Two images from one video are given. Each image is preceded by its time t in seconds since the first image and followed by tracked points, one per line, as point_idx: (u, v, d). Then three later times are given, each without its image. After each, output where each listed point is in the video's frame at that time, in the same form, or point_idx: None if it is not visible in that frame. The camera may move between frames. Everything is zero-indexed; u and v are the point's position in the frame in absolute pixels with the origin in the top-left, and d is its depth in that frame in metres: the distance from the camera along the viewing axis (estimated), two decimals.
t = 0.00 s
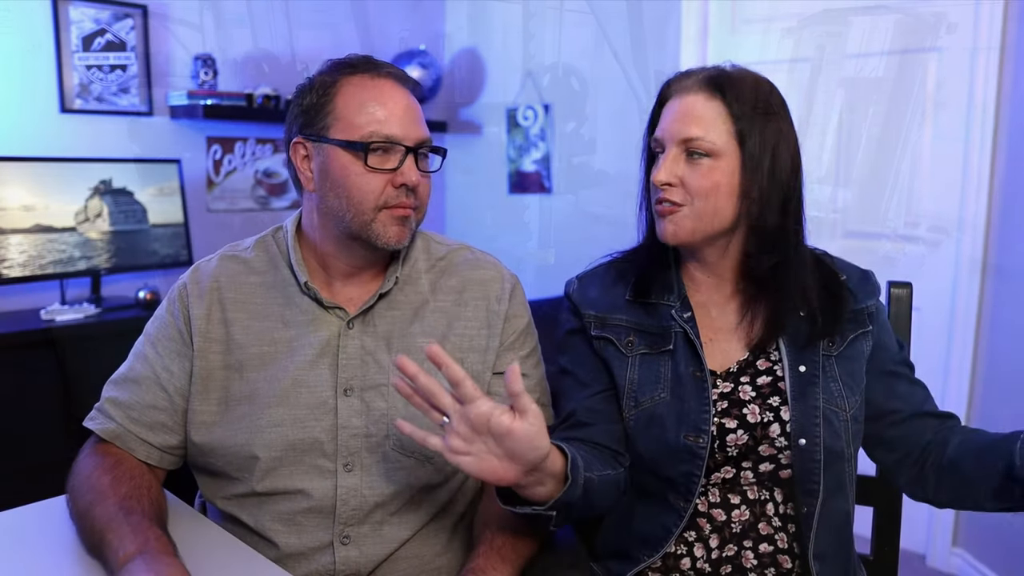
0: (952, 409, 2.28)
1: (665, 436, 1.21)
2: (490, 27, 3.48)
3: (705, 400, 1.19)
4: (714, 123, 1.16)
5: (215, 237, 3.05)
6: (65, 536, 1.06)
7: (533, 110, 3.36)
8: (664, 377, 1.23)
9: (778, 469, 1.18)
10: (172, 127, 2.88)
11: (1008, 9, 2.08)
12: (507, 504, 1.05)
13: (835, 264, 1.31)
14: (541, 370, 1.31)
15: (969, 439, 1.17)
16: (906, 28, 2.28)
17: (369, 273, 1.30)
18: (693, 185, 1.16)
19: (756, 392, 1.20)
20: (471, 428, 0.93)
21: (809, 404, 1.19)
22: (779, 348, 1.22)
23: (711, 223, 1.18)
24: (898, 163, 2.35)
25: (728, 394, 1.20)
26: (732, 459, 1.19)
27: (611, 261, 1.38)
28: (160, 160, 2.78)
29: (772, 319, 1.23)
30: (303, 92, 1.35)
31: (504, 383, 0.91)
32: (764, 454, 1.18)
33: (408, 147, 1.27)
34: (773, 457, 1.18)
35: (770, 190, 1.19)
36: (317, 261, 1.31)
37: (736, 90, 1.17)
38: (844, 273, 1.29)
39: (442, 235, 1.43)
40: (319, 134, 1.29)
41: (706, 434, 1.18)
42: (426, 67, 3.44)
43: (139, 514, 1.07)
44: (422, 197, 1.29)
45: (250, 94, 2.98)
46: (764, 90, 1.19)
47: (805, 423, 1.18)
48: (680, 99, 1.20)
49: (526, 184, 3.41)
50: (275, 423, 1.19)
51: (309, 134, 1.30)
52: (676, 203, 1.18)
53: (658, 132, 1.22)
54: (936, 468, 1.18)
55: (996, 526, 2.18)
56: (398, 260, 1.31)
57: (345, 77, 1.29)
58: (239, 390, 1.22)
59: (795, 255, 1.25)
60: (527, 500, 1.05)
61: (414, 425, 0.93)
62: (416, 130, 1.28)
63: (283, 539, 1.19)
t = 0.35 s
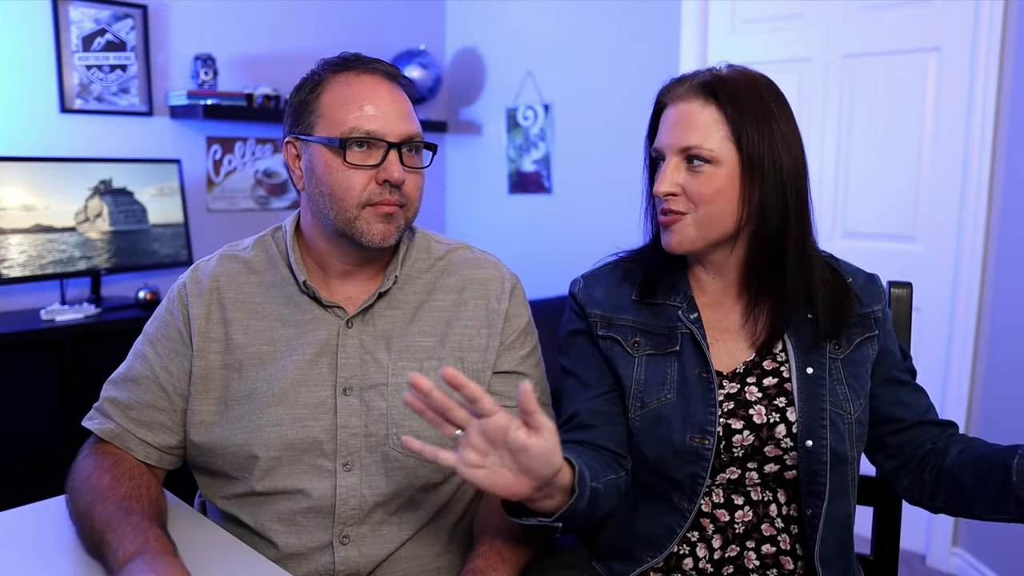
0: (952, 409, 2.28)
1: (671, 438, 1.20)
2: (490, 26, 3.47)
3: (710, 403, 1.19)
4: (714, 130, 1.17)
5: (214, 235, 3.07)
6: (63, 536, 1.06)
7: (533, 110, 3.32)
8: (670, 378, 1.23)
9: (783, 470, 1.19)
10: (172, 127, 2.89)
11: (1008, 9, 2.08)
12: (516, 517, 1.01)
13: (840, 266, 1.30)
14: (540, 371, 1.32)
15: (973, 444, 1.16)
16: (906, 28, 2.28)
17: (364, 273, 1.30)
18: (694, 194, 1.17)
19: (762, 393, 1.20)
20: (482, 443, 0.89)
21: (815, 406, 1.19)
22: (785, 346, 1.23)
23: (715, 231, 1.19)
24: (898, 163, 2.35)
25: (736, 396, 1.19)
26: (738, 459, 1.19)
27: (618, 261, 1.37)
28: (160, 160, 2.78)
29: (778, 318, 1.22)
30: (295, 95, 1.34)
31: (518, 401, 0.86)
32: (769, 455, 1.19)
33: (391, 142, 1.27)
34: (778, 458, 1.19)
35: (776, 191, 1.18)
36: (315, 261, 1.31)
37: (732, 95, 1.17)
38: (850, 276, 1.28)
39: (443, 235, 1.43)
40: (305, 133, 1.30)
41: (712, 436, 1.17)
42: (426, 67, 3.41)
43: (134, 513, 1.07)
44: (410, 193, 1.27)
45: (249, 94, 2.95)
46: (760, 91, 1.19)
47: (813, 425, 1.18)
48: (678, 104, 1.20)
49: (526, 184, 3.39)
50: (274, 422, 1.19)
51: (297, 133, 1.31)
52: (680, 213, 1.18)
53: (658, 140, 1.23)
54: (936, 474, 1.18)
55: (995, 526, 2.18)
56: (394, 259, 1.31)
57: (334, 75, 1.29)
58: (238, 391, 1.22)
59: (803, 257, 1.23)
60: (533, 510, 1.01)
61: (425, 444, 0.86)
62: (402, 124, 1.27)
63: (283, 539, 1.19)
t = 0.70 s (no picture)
0: (952, 409, 2.28)
1: (669, 443, 1.20)
2: (489, 27, 3.47)
3: (709, 406, 1.19)
4: (741, 125, 1.17)
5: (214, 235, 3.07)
6: (64, 536, 1.06)
7: (533, 110, 3.32)
8: (667, 383, 1.22)
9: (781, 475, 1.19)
10: (172, 127, 2.89)
11: (1008, 9, 2.08)
12: (627, 564, 1.05)
13: (833, 266, 1.29)
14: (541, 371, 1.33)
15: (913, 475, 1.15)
16: (906, 28, 2.28)
17: (364, 276, 1.29)
18: (730, 189, 1.16)
19: (759, 398, 1.20)
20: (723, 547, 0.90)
21: (809, 409, 1.18)
22: (776, 345, 1.22)
23: (744, 228, 1.18)
24: (898, 163, 2.35)
25: (732, 401, 1.19)
26: (737, 464, 1.19)
27: (612, 265, 1.37)
28: (160, 160, 2.78)
29: (775, 320, 1.22)
30: (303, 95, 1.32)
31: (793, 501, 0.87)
32: (768, 459, 1.19)
33: (390, 146, 1.27)
34: (776, 462, 1.19)
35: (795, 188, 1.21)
36: (315, 265, 1.31)
37: (758, 92, 1.19)
38: (843, 277, 1.27)
39: (443, 236, 1.43)
40: (309, 135, 1.30)
41: (711, 440, 1.18)
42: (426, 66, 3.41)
43: (134, 514, 1.07)
44: (410, 198, 1.27)
45: (249, 95, 2.95)
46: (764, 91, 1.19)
47: (807, 429, 1.18)
48: (697, 102, 1.19)
49: (526, 185, 3.39)
50: (274, 423, 1.19)
51: (298, 135, 1.31)
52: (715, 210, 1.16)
53: (677, 137, 1.19)
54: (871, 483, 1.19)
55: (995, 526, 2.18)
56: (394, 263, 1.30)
57: (355, 72, 1.29)
58: (239, 391, 1.22)
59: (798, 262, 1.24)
60: (647, 557, 1.05)
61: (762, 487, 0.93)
62: (403, 128, 1.27)
63: (283, 539, 1.19)
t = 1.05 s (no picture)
0: (951, 409, 2.28)
1: (664, 450, 1.21)
2: (489, 27, 3.48)
3: (703, 413, 1.20)
4: (737, 119, 1.18)
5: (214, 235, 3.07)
6: (64, 536, 1.06)
7: (533, 110, 3.32)
8: (661, 390, 1.23)
9: (774, 482, 1.19)
10: (172, 127, 2.90)
11: (1008, 9, 2.08)
12: None
13: (830, 271, 1.28)
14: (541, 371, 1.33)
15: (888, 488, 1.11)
16: (906, 28, 2.28)
17: (365, 275, 1.29)
18: (730, 180, 1.16)
19: (752, 407, 1.20)
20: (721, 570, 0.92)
21: (797, 416, 1.18)
22: (768, 349, 1.22)
23: (747, 220, 1.19)
24: (898, 163, 2.35)
25: (726, 411, 1.20)
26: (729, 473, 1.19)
27: (607, 267, 1.37)
28: (160, 160, 2.78)
29: (765, 325, 1.21)
30: (303, 95, 1.32)
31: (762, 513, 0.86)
32: (761, 467, 1.19)
33: (390, 143, 1.27)
34: (769, 470, 1.19)
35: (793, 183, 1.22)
36: (315, 262, 1.31)
37: (750, 87, 1.20)
38: (839, 282, 1.25)
39: (443, 235, 1.43)
40: (308, 132, 1.30)
41: (706, 447, 1.19)
42: (426, 67, 3.41)
43: (132, 514, 1.07)
44: (410, 195, 1.28)
45: (249, 94, 2.95)
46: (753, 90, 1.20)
47: (792, 437, 1.17)
48: (691, 99, 1.20)
49: (526, 184, 3.39)
50: (274, 422, 1.19)
51: (298, 133, 1.31)
52: (717, 202, 1.16)
53: (672, 133, 1.20)
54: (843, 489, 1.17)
55: (996, 526, 2.18)
56: (394, 262, 1.31)
57: (353, 68, 1.30)
58: (239, 391, 1.22)
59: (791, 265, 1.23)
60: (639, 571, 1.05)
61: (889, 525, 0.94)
62: (404, 126, 1.27)
63: (283, 539, 1.19)
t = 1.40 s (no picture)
0: (952, 409, 2.28)
1: (663, 448, 1.21)
2: (489, 27, 3.47)
3: (700, 410, 1.19)
4: (745, 122, 1.17)
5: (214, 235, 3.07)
6: (64, 536, 1.06)
7: (533, 110, 3.32)
8: (659, 388, 1.23)
9: (773, 477, 1.19)
10: (172, 127, 2.89)
11: (1008, 9, 2.08)
12: (616, 566, 1.06)
13: (829, 268, 1.28)
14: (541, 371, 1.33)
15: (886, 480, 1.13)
16: (905, 28, 2.28)
17: (365, 274, 1.29)
18: (730, 182, 1.15)
19: (752, 401, 1.20)
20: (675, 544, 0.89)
21: (796, 410, 1.18)
22: (767, 345, 1.22)
23: (744, 223, 1.18)
24: (898, 163, 2.35)
25: (725, 405, 1.19)
26: (729, 468, 1.19)
27: (605, 267, 1.38)
28: (160, 160, 2.78)
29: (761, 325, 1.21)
30: (307, 93, 1.32)
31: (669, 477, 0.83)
32: (760, 462, 1.19)
33: (391, 143, 1.27)
34: (768, 466, 1.19)
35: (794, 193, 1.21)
36: (315, 261, 1.31)
37: (764, 92, 1.19)
38: (837, 278, 1.26)
39: (443, 235, 1.43)
40: (310, 130, 1.30)
41: (703, 445, 1.18)
42: (426, 67, 3.41)
43: (134, 516, 1.07)
44: (410, 195, 1.28)
45: (249, 94, 2.95)
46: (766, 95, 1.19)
47: (792, 431, 1.17)
48: (702, 96, 1.19)
49: (526, 184, 3.39)
50: (274, 423, 1.19)
51: (298, 132, 1.31)
52: (715, 203, 1.16)
53: (679, 129, 1.19)
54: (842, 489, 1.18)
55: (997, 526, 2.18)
56: (395, 261, 1.30)
57: (363, 69, 1.29)
58: (238, 391, 1.22)
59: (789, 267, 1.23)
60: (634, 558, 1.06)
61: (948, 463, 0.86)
62: (403, 125, 1.27)
63: (283, 539, 1.19)
